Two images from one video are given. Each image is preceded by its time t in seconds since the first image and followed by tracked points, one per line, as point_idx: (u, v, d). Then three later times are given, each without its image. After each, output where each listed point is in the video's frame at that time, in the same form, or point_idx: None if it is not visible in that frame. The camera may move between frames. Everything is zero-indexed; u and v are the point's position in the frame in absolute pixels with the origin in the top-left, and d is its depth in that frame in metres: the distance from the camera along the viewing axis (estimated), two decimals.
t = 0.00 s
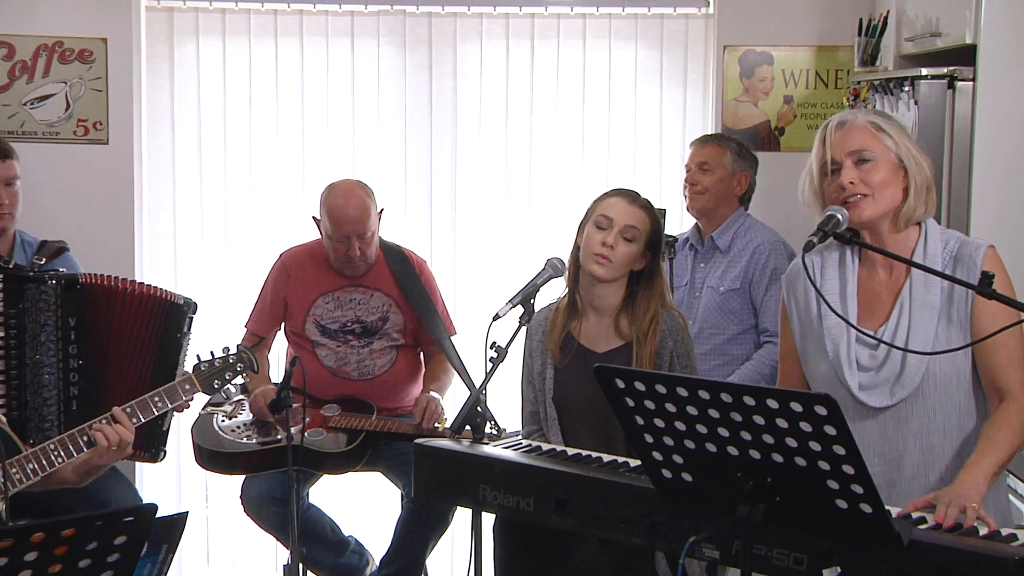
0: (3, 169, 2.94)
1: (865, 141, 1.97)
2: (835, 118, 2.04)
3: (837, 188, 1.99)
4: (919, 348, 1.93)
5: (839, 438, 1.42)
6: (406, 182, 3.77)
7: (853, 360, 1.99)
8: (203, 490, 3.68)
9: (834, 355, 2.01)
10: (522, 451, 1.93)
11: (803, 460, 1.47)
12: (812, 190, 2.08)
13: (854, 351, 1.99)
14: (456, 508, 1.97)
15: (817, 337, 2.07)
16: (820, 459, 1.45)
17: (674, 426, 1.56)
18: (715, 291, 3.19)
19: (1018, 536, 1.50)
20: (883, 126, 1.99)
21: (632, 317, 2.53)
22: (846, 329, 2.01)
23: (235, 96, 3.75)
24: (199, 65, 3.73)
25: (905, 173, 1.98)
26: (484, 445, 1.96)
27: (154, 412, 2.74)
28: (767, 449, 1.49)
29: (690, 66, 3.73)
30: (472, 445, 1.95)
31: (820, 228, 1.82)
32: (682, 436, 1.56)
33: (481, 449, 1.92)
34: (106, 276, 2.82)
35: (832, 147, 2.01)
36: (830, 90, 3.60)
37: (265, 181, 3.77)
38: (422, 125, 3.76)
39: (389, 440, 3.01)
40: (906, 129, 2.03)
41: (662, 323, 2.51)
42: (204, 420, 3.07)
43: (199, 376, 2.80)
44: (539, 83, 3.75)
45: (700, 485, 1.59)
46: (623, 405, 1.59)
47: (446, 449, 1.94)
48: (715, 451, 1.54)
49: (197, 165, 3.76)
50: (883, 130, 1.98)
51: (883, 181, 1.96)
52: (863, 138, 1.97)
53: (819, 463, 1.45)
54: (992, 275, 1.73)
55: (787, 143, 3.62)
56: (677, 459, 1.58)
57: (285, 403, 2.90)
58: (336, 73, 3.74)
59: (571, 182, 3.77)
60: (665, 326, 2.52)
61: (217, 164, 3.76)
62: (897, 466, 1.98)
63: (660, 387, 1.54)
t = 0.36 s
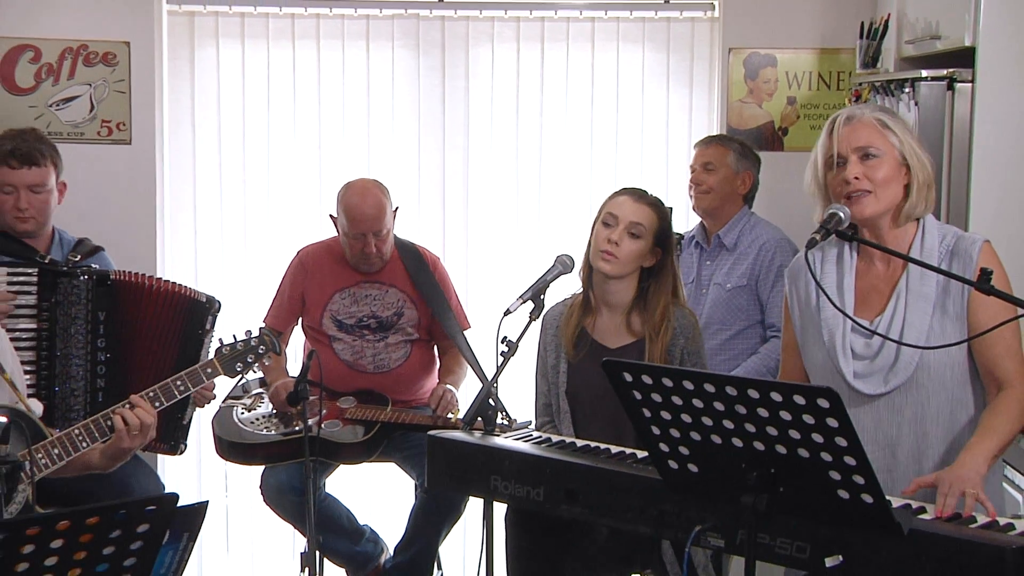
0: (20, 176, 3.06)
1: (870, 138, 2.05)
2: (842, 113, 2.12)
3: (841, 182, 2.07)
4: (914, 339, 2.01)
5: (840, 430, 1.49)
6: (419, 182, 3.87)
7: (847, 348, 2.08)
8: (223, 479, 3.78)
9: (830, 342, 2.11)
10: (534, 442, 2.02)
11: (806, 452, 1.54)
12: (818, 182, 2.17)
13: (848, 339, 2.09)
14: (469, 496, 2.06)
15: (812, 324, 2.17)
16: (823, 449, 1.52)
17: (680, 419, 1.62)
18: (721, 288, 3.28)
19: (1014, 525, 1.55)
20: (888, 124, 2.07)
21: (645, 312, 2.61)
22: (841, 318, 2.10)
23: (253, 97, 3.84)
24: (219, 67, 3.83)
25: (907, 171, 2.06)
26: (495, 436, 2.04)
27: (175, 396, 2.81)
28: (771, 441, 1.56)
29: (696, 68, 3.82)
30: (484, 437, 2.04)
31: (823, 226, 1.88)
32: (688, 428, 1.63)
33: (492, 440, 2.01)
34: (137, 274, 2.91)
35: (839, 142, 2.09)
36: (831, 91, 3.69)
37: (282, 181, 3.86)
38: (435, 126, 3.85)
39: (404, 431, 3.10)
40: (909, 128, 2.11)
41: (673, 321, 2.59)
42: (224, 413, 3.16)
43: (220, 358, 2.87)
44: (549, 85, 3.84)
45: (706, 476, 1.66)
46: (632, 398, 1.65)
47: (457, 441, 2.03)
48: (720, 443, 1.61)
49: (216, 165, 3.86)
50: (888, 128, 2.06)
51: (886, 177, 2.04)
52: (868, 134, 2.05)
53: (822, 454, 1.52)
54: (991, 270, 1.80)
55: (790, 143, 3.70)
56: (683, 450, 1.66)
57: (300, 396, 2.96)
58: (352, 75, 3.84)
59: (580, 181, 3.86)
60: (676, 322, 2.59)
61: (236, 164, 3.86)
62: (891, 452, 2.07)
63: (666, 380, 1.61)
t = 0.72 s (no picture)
0: (41, 182, 3.16)
1: (874, 142, 2.12)
2: (847, 117, 2.19)
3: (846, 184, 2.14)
4: (914, 333, 2.09)
5: (841, 424, 1.56)
6: (432, 182, 3.96)
7: (850, 341, 2.16)
8: (242, 471, 3.88)
9: (832, 336, 2.19)
10: (547, 436, 2.10)
11: (808, 445, 1.61)
12: (822, 184, 2.25)
13: (851, 333, 2.16)
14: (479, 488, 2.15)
15: (817, 317, 2.25)
16: (824, 443, 1.59)
17: (686, 412, 1.71)
18: (728, 286, 3.36)
19: (1012, 516, 1.62)
20: (891, 127, 2.14)
21: (660, 309, 2.70)
22: (843, 313, 2.18)
23: (270, 100, 3.94)
24: (237, 70, 3.92)
25: (910, 173, 2.13)
26: (507, 429, 2.13)
27: (191, 387, 2.91)
28: (774, 435, 1.64)
29: (702, 71, 3.90)
30: (494, 430, 2.12)
31: (825, 225, 1.95)
32: (694, 422, 1.71)
33: (503, 433, 2.10)
34: (161, 272, 3.01)
35: (843, 145, 2.16)
36: (833, 94, 3.78)
37: (299, 181, 3.96)
38: (447, 128, 3.95)
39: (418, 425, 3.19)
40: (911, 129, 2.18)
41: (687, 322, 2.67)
42: (243, 406, 3.25)
43: (235, 350, 2.97)
44: (558, 88, 3.93)
45: (711, 468, 1.75)
46: (638, 392, 1.74)
47: (469, 434, 2.11)
48: (725, 436, 1.70)
49: (234, 166, 3.95)
50: (890, 131, 2.13)
51: (887, 180, 2.11)
52: (872, 138, 2.12)
53: (823, 447, 1.60)
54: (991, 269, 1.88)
55: (794, 144, 3.79)
56: (688, 443, 1.74)
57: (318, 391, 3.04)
58: (366, 79, 3.93)
59: (589, 181, 3.94)
60: (692, 323, 2.67)
61: (253, 165, 3.96)
62: (892, 443, 2.15)
63: (672, 374, 1.69)
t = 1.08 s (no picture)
0: (63, 184, 3.26)
1: (871, 143, 2.21)
2: (845, 118, 2.27)
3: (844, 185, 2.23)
4: (908, 325, 2.18)
5: (843, 416, 1.64)
6: (445, 181, 4.05)
7: (846, 331, 2.25)
8: (261, 461, 3.98)
9: (829, 326, 2.27)
10: (556, 427, 2.19)
11: (812, 437, 1.70)
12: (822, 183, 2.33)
13: (847, 322, 2.25)
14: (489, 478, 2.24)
15: (813, 307, 2.34)
16: (827, 435, 1.68)
17: (692, 405, 1.79)
18: (733, 281, 3.45)
19: (1009, 506, 1.70)
20: (888, 128, 2.22)
21: (676, 306, 2.79)
22: (840, 304, 2.27)
23: (288, 101, 4.04)
24: (256, 72, 4.02)
25: (907, 173, 2.22)
26: (517, 421, 2.22)
27: (212, 381, 2.99)
28: (778, 426, 1.73)
29: (708, 72, 3.99)
30: (505, 422, 2.22)
31: (828, 222, 2.04)
32: (701, 415, 1.80)
33: (513, 425, 2.19)
34: (184, 269, 3.11)
35: (841, 147, 2.25)
36: (836, 94, 3.86)
37: (315, 180, 4.05)
38: (459, 128, 4.04)
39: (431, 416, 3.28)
40: (908, 129, 2.26)
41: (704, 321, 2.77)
42: (261, 398, 3.35)
43: (253, 347, 3.05)
44: (568, 89, 4.02)
45: (715, 459, 1.83)
46: (646, 385, 1.83)
47: (481, 425, 2.21)
48: (730, 428, 1.78)
49: (253, 165, 4.05)
50: (887, 132, 2.22)
51: (885, 181, 2.20)
52: (869, 139, 2.21)
53: (826, 439, 1.68)
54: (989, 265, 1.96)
55: (798, 144, 3.88)
56: (694, 435, 1.83)
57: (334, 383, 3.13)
58: (381, 80, 4.03)
59: (598, 179, 4.04)
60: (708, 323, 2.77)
61: (271, 164, 4.05)
62: (886, 431, 2.24)
63: (678, 368, 1.77)
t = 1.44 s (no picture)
0: (81, 184, 3.35)
1: (876, 145, 2.29)
2: (850, 120, 2.35)
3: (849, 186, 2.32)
4: (912, 321, 2.26)
5: (848, 407, 1.72)
6: (460, 178, 4.15)
7: (850, 330, 2.34)
8: (280, 451, 4.09)
9: (833, 324, 2.37)
10: (569, 418, 2.28)
11: (816, 427, 1.78)
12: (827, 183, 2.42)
13: (851, 322, 2.34)
14: (501, 466, 2.34)
15: (817, 306, 2.43)
16: (831, 425, 1.76)
17: (700, 396, 1.88)
18: (738, 275, 3.54)
19: (1010, 495, 1.79)
20: (892, 130, 2.30)
21: (680, 301, 2.86)
22: (844, 301, 2.36)
23: (306, 100, 4.13)
24: (276, 72, 4.12)
25: (911, 174, 2.30)
26: (530, 412, 2.32)
27: (233, 374, 3.08)
28: (784, 417, 1.81)
29: (716, 71, 4.08)
30: (518, 413, 2.31)
31: (833, 219, 2.12)
32: (709, 406, 1.88)
33: (525, 416, 2.28)
34: (203, 262, 3.21)
35: (846, 148, 2.33)
36: (841, 93, 3.95)
37: (333, 178, 4.15)
38: (472, 126, 4.13)
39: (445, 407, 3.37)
40: (912, 130, 2.35)
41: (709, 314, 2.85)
42: (281, 389, 3.45)
43: (272, 342, 3.15)
44: (579, 89, 4.11)
45: (723, 449, 1.92)
46: (655, 376, 1.91)
47: (496, 417, 2.30)
48: (738, 418, 1.86)
49: (271, 162, 4.15)
50: (891, 134, 2.30)
51: (889, 182, 2.29)
52: (873, 141, 2.29)
53: (831, 429, 1.76)
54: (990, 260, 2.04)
55: (803, 142, 3.97)
56: (702, 426, 1.91)
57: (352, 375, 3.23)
58: (398, 80, 4.13)
59: (609, 176, 4.13)
60: (712, 316, 2.85)
61: (290, 162, 4.16)
62: (888, 424, 2.32)
63: (687, 360, 1.86)
